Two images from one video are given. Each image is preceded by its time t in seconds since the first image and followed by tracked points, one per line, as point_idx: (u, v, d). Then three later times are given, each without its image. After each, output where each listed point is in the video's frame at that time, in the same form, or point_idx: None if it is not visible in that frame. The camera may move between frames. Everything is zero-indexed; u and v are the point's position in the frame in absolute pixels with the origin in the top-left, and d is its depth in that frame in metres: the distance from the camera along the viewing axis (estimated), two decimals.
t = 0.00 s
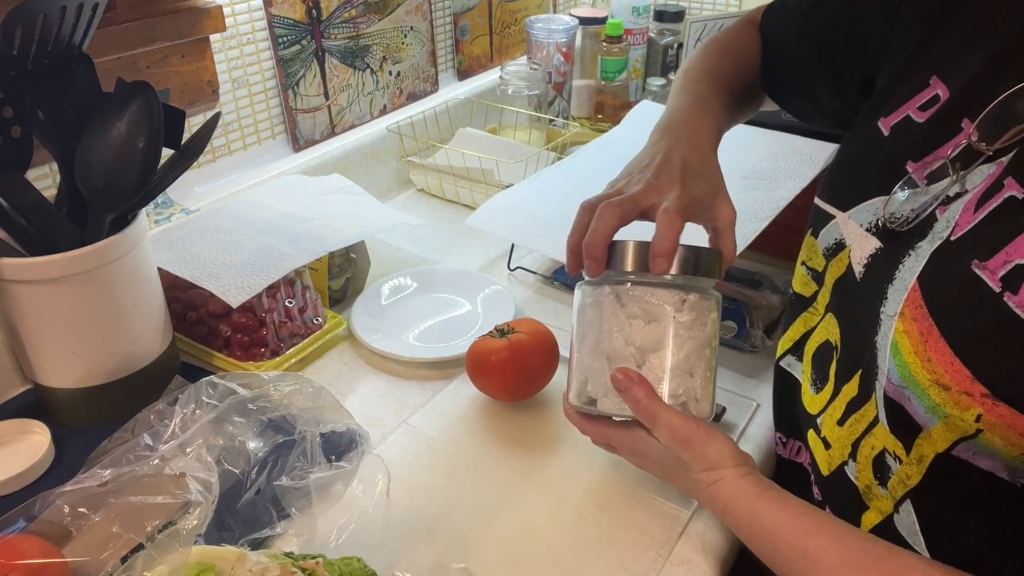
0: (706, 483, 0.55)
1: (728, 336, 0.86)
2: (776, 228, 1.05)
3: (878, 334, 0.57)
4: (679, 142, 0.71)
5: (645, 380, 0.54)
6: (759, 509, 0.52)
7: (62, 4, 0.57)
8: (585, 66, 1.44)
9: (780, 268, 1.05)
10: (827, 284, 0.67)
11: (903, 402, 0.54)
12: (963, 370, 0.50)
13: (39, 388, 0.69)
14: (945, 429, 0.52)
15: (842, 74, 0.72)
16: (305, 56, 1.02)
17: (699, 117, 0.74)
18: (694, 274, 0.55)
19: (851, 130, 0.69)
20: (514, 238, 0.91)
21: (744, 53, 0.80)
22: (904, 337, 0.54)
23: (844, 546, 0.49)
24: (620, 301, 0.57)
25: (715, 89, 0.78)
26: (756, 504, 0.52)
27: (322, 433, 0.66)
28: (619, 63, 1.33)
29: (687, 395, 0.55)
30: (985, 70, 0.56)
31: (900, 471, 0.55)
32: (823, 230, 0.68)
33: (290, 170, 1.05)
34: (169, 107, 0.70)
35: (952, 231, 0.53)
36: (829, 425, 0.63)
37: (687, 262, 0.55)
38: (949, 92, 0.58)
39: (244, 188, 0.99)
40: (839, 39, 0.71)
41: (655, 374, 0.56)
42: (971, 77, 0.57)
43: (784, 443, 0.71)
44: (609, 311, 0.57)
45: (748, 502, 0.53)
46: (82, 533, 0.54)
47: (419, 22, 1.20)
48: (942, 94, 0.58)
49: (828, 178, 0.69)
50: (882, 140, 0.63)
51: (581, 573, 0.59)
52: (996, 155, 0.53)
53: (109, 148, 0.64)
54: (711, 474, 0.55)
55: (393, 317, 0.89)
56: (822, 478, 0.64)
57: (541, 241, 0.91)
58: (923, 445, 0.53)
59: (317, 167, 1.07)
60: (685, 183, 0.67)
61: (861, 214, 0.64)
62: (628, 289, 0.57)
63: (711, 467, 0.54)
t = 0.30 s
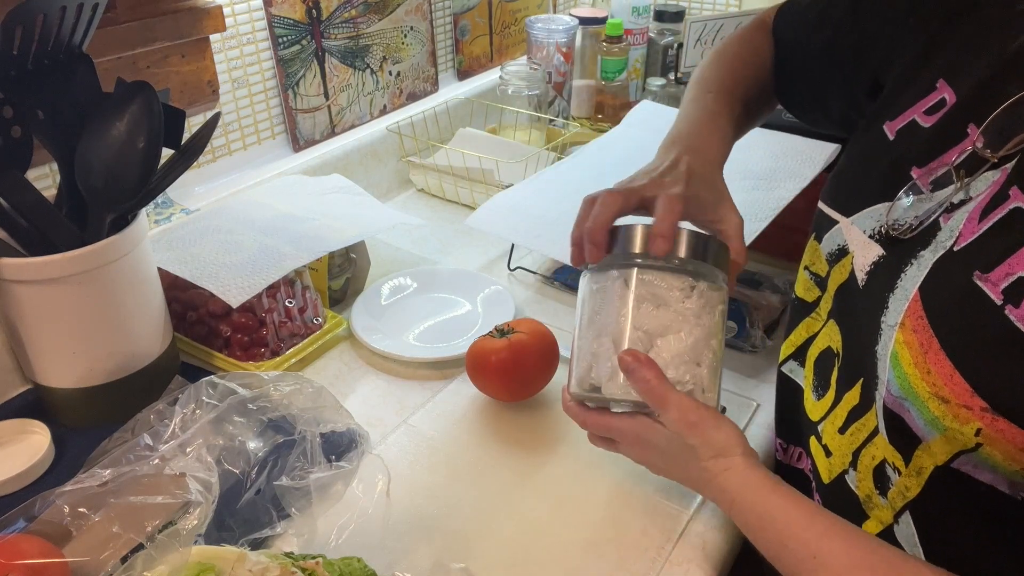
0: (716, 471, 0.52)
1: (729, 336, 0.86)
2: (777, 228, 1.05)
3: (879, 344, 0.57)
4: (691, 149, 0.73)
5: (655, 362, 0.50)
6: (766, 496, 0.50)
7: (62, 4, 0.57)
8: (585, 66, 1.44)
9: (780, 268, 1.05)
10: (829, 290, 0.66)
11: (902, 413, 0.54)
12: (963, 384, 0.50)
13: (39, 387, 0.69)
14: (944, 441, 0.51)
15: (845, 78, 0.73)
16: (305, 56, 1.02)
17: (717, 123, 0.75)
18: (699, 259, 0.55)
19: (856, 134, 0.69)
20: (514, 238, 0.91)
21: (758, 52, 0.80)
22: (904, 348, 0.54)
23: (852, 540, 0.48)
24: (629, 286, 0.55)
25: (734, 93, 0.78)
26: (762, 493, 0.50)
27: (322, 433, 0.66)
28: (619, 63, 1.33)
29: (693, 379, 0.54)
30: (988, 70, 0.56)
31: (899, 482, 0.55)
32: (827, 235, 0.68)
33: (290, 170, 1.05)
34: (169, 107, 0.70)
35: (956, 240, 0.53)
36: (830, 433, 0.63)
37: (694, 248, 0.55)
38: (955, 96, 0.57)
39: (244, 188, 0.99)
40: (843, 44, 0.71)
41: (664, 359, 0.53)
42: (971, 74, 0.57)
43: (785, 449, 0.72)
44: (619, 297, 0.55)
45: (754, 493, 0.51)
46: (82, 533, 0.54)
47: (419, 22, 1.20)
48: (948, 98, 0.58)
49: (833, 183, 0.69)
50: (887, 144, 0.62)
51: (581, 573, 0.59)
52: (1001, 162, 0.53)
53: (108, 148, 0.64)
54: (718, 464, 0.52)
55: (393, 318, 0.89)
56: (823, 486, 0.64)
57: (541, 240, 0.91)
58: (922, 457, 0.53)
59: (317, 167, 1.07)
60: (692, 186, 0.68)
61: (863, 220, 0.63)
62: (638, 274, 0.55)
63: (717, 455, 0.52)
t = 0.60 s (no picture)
0: (723, 465, 0.50)
1: (728, 336, 0.86)
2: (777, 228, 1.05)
3: (876, 356, 0.56)
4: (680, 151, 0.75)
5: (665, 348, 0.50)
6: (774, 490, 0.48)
7: (62, 4, 0.57)
8: (585, 66, 1.44)
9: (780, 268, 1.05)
10: (829, 298, 0.66)
11: (899, 427, 0.54)
12: (959, 399, 0.49)
13: (39, 387, 0.69)
14: (941, 457, 0.51)
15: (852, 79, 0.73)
16: (305, 56, 1.02)
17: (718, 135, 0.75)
18: (701, 259, 0.55)
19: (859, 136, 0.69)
20: (514, 238, 0.91)
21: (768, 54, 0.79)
22: (902, 362, 0.53)
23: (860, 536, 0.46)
24: (635, 280, 0.54)
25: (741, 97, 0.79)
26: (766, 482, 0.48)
27: (322, 433, 0.66)
28: (619, 63, 1.33)
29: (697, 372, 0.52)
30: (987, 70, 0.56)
31: (897, 496, 0.55)
32: (828, 242, 0.67)
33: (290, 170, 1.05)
34: (169, 107, 0.70)
35: (955, 251, 0.52)
36: (829, 442, 0.63)
37: (694, 249, 0.55)
38: (958, 100, 0.57)
39: (245, 188, 0.99)
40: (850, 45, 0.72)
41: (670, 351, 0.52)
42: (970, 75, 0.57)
43: (785, 458, 0.72)
44: (625, 289, 0.54)
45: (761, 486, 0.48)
46: (82, 534, 0.54)
47: (419, 22, 1.20)
48: (951, 102, 0.58)
49: (835, 187, 0.69)
50: (890, 149, 0.62)
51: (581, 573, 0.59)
52: (1001, 169, 0.52)
53: (109, 148, 0.64)
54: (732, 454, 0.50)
55: (393, 317, 0.89)
56: (823, 496, 0.64)
57: (540, 240, 0.91)
58: (920, 471, 0.53)
59: (317, 167, 1.07)
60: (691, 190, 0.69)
61: (863, 228, 0.63)
62: (644, 268, 0.54)
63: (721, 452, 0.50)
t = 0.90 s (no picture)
0: (717, 458, 0.49)
1: (728, 336, 0.86)
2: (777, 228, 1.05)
3: (867, 361, 0.56)
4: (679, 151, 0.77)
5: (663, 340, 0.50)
6: (765, 483, 0.48)
7: (62, 4, 0.57)
8: (585, 66, 1.44)
9: (780, 268, 1.05)
10: (826, 300, 0.66)
11: (888, 432, 0.53)
12: (946, 405, 0.49)
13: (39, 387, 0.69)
14: (929, 462, 0.50)
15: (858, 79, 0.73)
16: (305, 56, 1.02)
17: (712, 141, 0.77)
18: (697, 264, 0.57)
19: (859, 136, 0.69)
20: (514, 238, 0.91)
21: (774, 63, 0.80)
22: (890, 366, 0.53)
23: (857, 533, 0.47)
24: (636, 277, 0.55)
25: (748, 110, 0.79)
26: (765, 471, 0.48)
27: (322, 433, 0.66)
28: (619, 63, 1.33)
29: (692, 369, 0.52)
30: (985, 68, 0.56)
31: (888, 502, 0.54)
32: (825, 242, 0.68)
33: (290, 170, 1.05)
34: (169, 107, 0.70)
35: (947, 253, 0.52)
36: (826, 447, 0.62)
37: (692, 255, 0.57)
38: (956, 100, 0.57)
39: (245, 188, 1.00)
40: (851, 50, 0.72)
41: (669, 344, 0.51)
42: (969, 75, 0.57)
43: (785, 460, 0.72)
44: (626, 284, 0.54)
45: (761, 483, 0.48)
46: (82, 533, 0.54)
47: (419, 22, 1.20)
48: (948, 102, 0.58)
49: (832, 190, 0.69)
50: (888, 150, 0.62)
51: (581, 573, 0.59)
52: (996, 170, 0.52)
53: (109, 148, 0.64)
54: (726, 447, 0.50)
55: (393, 318, 0.89)
56: (821, 500, 0.64)
57: (541, 240, 0.91)
58: (910, 477, 0.52)
59: (317, 167, 1.07)
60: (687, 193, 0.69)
61: (859, 229, 0.63)
62: (644, 266, 0.56)
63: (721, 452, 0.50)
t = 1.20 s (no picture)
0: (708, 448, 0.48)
1: (728, 335, 0.86)
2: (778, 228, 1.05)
3: (861, 359, 0.56)
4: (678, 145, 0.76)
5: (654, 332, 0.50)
6: (761, 474, 0.47)
7: (62, 4, 0.57)
8: (585, 66, 1.44)
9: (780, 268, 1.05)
10: (824, 299, 0.66)
11: (880, 430, 0.53)
12: (935, 402, 0.48)
13: (39, 387, 0.69)
14: (920, 461, 0.50)
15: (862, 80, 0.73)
16: (305, 56, 1.02)
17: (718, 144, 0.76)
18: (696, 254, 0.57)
19: (861, 138, 0.69)
20: (514, 238, 0.91)
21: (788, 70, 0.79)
22: (881, 364, 0.53)
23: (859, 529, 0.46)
24: (629, 267, 0.56)
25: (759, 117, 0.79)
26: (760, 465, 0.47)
27: (322, 433, 0.66)
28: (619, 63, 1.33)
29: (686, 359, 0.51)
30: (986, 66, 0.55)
31: (880, 500, 0.55)
32: (825, 241, 0.67)
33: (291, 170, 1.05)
34: (169, 107, 0.70)
35: (940, 252, 0.52)
36: (823, 446, 0.62)
37: (689, 247, 0.57)
38: (955, 99, 0.57)
39: (245, 188, 1.00)
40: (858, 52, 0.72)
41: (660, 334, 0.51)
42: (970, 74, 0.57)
43: (785, 460, 0.72)
44: (619, 274, 0.55)
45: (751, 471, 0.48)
46: (82, 533, 0.54)
47: (419, 22, 1.20)
48: (947, 101, 0.58)
49: (832, 191, 0.69)
50: (887, 150, 0.62)
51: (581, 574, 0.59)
52: (990, 170, 0.51)
53: (109, 148, 0.64)
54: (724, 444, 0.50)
55: (393, 318, 0.89)
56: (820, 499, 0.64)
57: (541, 240, 0.91)
58: (902, 476, 0.52)
59: (317, 167, 1.07)
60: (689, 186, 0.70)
61: (857, 227, 0.63)
62: (640, 256, 0.56)
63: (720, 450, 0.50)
